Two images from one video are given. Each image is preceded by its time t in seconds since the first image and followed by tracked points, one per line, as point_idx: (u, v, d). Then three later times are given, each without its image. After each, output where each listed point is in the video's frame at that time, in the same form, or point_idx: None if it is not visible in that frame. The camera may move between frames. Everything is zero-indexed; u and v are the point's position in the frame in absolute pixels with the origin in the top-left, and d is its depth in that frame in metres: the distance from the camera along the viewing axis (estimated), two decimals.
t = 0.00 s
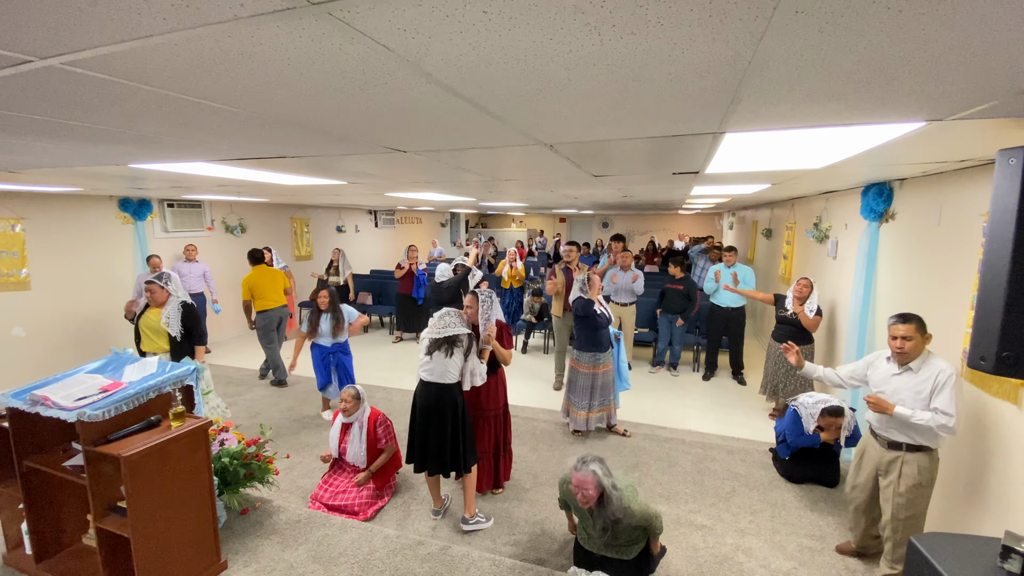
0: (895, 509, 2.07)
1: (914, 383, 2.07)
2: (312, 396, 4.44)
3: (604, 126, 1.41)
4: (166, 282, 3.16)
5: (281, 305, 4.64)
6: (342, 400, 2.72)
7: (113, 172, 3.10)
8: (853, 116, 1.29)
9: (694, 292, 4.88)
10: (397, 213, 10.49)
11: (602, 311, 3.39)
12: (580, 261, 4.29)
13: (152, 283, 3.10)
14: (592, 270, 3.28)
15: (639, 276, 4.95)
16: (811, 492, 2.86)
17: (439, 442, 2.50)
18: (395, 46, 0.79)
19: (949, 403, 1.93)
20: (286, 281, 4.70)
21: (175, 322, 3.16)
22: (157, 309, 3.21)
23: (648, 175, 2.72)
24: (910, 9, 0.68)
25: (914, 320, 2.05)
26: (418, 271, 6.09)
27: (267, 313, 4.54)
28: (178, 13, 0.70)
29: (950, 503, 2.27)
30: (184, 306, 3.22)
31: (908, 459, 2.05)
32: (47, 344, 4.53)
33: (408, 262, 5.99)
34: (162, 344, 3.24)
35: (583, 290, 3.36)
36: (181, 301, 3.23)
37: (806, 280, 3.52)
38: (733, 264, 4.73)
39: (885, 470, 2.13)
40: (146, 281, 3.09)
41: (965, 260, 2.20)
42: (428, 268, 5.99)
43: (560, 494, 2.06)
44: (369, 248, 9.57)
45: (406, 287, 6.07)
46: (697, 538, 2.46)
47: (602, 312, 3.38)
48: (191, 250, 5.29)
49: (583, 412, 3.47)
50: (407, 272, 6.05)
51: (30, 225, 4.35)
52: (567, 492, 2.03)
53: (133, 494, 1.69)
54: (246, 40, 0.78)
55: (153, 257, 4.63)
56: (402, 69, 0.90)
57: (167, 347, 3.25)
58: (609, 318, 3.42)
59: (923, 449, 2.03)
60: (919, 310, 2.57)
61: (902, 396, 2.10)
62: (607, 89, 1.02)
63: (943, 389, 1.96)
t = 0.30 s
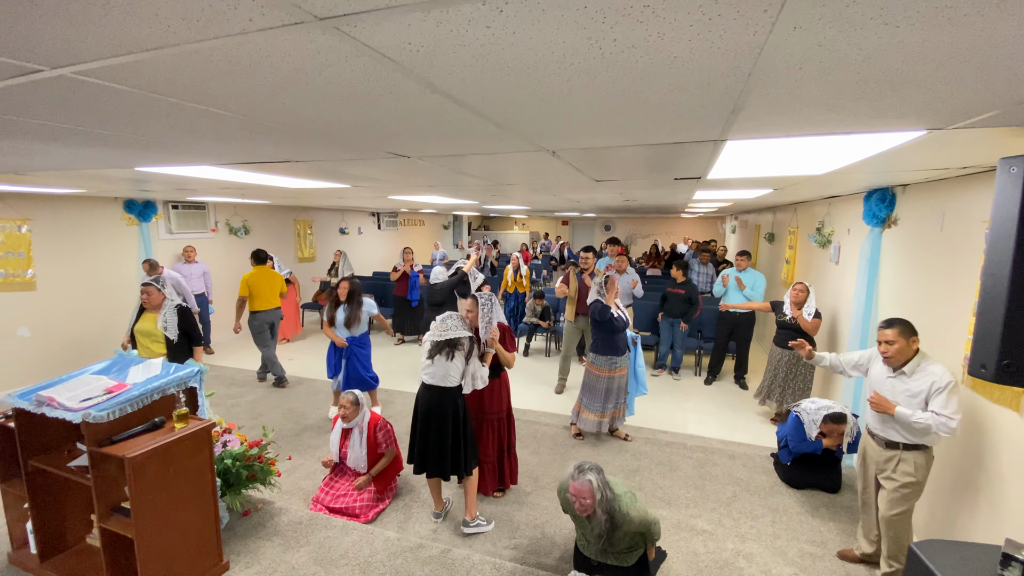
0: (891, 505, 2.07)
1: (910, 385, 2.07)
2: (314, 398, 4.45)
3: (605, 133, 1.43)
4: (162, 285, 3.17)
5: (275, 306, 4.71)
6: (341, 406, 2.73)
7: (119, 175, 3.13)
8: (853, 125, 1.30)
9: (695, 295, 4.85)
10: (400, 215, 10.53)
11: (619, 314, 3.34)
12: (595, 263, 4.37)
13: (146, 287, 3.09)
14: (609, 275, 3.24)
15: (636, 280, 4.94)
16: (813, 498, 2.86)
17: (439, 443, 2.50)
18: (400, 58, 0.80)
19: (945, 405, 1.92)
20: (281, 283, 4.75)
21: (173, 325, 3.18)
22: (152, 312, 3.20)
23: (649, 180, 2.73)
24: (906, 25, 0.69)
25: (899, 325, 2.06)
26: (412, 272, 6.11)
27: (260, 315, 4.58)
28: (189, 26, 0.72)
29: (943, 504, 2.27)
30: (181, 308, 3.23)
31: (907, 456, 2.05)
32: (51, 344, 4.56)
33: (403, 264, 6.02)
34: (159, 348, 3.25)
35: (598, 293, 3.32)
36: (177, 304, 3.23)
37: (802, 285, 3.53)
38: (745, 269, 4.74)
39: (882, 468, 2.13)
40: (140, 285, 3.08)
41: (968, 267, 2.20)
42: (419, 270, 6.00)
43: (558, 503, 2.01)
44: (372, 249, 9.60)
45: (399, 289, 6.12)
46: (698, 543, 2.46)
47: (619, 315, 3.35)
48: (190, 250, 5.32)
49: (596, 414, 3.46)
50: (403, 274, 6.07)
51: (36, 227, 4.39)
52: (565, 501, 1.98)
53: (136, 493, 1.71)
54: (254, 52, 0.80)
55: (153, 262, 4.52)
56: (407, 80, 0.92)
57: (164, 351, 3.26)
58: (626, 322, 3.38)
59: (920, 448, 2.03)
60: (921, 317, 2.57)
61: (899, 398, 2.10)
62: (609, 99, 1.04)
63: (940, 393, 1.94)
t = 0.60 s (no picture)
0: (895, 516, 2.07)
1: (909, 391, 2.06)
2: (318, 399, 4.47)
3: (608, 139, 1.44)
4: (168, 288, 3.19)
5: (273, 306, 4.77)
6: (347, 405, 2.75)
7: (125, 177, 3.16)
8: (856, 132, 1.31)
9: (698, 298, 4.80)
10: (404, 217, 10.56)
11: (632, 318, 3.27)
12: (603, 265, 4.32)
13: (154, 290, 3.12)
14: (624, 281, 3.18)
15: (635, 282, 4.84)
16: (816, 503, 2.85)
17: (443, 447, 2.51)
18: (403, 68, 0.81)
19: (959, 415, 1.91)
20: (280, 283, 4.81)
21: (178, 328, 3.21)
22: (158, 316, 3.23)
23: (653, 184, 2.73)
24: (905, 37, 0.70)
25: (900, 330, 2.08)
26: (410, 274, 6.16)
27: (257, 314, 4.64)
28: (198, 38, 0.73)
29: (951, 514, 2.25)
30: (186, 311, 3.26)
31: (909, 467, 2.04)
32: (57, 344, 4.60)
33: (402, 266, 6.06)
34: (164, 351, 3.26)
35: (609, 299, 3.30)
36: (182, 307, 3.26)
37: (814, 291, 3.45)
38: (751, 273, 4.68)
39: (885, 478, 2.13)
40: (148, 288, 3.12)
41: (973, 272, 2.19)
42: (417, 273, 6.01)
43: (568, 478, 2.06)
44: (376, 251, 9.63)
45: (399, 291, 6.13)
46: (700, 548, 2.45)
47: (632, 319, 3.26)
48: (196, 251, 5.35)
49: (620, 421, 3.37)
50: (402, 276, 6.11)
51: (42, 228, 4.42)
52: (576, 474, 2.03)
53: (142, 494, 1.73)
54: (262, 62, 0.81)
55: (150, 266, 4.38)
56: (412, 89, 0.93)
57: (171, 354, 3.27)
58: (638, 326, 3.30)
59: (924, 456, 2.02)
60: (926, 321, 2.56)
61: (900, 406, 2.08)
62: (612, 107, 1.05)
63: (945, 400, 1.94)
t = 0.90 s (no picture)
0: (904, 530, 2.05)
1: (921, 403, 2.05)
2: (322, 400, 4.48)
3: (615, 143, 1.43)
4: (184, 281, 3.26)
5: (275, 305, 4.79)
6: (358, 401, 2.77)
7: (133, 179, 3.18)
8: (865, 137, 1.30)
9: (703, 301, 4.80)
10: (408, 218, 10.58)
11: (641, 322, 3.14)
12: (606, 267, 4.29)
13: (172, 281, 3.18)
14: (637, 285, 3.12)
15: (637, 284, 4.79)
16: (822, 508, 2.83)
17: (449, 451, 2.51)
18: (413, 75, 0.82)
19: (960, 428, 1.89)
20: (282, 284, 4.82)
21: (193, 320, 3.27)
22: (169, 308, 3.23)
23: (658, 186, 2.72)
24: (918, 45, 0.70)
25: (915, 340, 2.05)
26: (414, 275, 6.15)
27: (258, 314, 4.64)
28: (209, 46, 0.74)
29: (962, 524, 2.23)
30: (200, 305, 3.35)
31: (919, 479, 2.03)
32: (65, 344, 4.64)
33: (404, 267, 6.07)
34: (172, 344, 3.22)
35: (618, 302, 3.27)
36: (195, 301, 3.33)
37: (830, 297, 3.49)
38: (756, 276, 4.69)
39: (894, 490, 2.10)
40: (165, 279, 3.16)
41: (982, 276, 2.17)
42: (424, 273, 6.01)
43: (585, 484, 2.07)
44: (380, 252, 9.65)
45: (401, 291, 6.16)
46: (705, 552, 2.44)
47: (643, 323, 3.16)
48: (209, 253, 5.44)
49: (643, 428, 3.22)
50: (404, 277, 6.12)
51: (50, 229, 4.46)
52: (594, 481, 2.05)
53: (149, 499, 1.74)
54: (272, 69, 0.82)
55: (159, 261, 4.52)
56: (421, 95, 0.93)
57: (178, 346, 3.24)
58: (649, 329, 3.18)
59: (935, 470, 2.00)
60: (934, 325, 2.53)
61: (911, 417, 2.07)
62: (622, 113, 1.05)
63: (952, 414, 1.92)
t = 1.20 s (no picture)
0: (906, 522, 2.04)
1: (920, 397, 2.04)
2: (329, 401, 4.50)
3: (624, 148, 1.43)
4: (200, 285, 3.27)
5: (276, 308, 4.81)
6: (368, 398, 2.81)
7: (143, 182, 3.21)
8: (875, 144, 1.29)
9: (709, 303, 4.77)
10: (414, 219, 10.60)
11: (656, 328, 3.11)
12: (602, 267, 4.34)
13: (187, 286, 3.20)
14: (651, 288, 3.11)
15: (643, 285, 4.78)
16: (830, 512, 2.82)
17: (455, 451, 2.51)
18: (427, 87, 0.82)
19: (960, 419, 1.89)
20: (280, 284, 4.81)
21: (211, 324, 3.27)
22: (188, 313, 3.26)
23: (666, 189, 2.71)
24: (934, 57, 0.69)
25: (915, 339, 2.03)
26: (420, 276, 6.17)
27: (260, 315, 4.68)
28: (223, 60, 0.74)
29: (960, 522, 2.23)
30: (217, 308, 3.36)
31: (919, 472, 2.01)
32: (74, 344, 4.69)
33: (410, 268, 6.08)
34: (194, 349, 3.28)
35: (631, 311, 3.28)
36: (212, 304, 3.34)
37: (837, 300, 3.47)
38: (757, 276, 4.65)
39: (897, 484, 2.09)
40: (180, 285, 3.18)
41: (993, 279, 2.15)
42: (430, 274, 6.02)
43: (595, 473, 2.07)
44: (386, 252, 9.68)
45: (408, 292, 6.15)
46: (712, 556, 2.43)
47: (658, 328, 3.13)
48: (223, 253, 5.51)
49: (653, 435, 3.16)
50: (410, 278, 6.14)
51: (60, 230, 4.50)
52: (605, 468, 2.06)
53: (160, 497, 1.75)
54: (286, 81, 0.82)
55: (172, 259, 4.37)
56: (432, 105, 0.94)
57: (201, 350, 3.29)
58: (666, 334, 3.16)
59: (935, 463, 1.99)
60: (943, 329, 2.51)
61: (910, 411, 2.06)
62: (631, 121, 1.05)
63: (952, 405, 1.91)
